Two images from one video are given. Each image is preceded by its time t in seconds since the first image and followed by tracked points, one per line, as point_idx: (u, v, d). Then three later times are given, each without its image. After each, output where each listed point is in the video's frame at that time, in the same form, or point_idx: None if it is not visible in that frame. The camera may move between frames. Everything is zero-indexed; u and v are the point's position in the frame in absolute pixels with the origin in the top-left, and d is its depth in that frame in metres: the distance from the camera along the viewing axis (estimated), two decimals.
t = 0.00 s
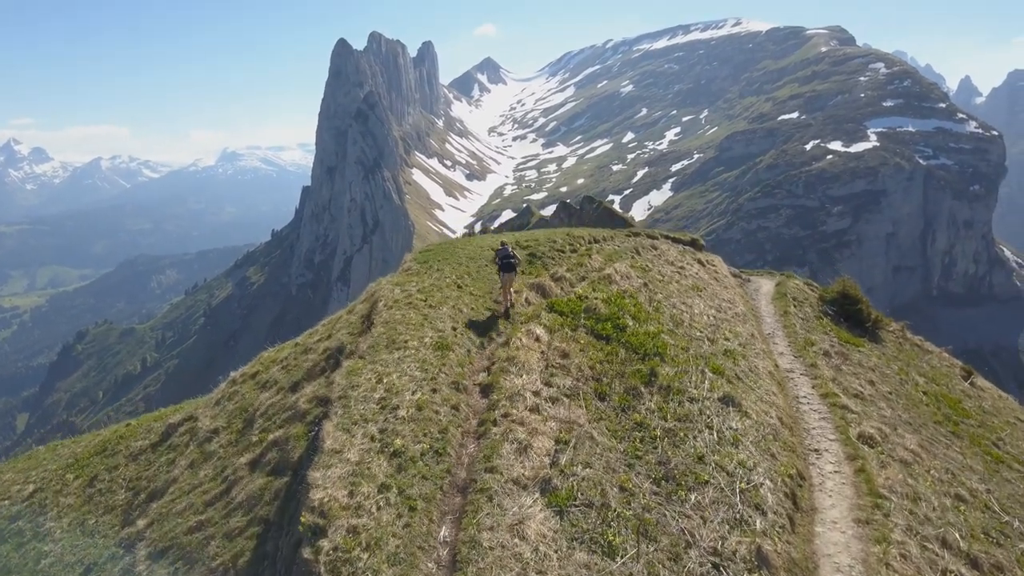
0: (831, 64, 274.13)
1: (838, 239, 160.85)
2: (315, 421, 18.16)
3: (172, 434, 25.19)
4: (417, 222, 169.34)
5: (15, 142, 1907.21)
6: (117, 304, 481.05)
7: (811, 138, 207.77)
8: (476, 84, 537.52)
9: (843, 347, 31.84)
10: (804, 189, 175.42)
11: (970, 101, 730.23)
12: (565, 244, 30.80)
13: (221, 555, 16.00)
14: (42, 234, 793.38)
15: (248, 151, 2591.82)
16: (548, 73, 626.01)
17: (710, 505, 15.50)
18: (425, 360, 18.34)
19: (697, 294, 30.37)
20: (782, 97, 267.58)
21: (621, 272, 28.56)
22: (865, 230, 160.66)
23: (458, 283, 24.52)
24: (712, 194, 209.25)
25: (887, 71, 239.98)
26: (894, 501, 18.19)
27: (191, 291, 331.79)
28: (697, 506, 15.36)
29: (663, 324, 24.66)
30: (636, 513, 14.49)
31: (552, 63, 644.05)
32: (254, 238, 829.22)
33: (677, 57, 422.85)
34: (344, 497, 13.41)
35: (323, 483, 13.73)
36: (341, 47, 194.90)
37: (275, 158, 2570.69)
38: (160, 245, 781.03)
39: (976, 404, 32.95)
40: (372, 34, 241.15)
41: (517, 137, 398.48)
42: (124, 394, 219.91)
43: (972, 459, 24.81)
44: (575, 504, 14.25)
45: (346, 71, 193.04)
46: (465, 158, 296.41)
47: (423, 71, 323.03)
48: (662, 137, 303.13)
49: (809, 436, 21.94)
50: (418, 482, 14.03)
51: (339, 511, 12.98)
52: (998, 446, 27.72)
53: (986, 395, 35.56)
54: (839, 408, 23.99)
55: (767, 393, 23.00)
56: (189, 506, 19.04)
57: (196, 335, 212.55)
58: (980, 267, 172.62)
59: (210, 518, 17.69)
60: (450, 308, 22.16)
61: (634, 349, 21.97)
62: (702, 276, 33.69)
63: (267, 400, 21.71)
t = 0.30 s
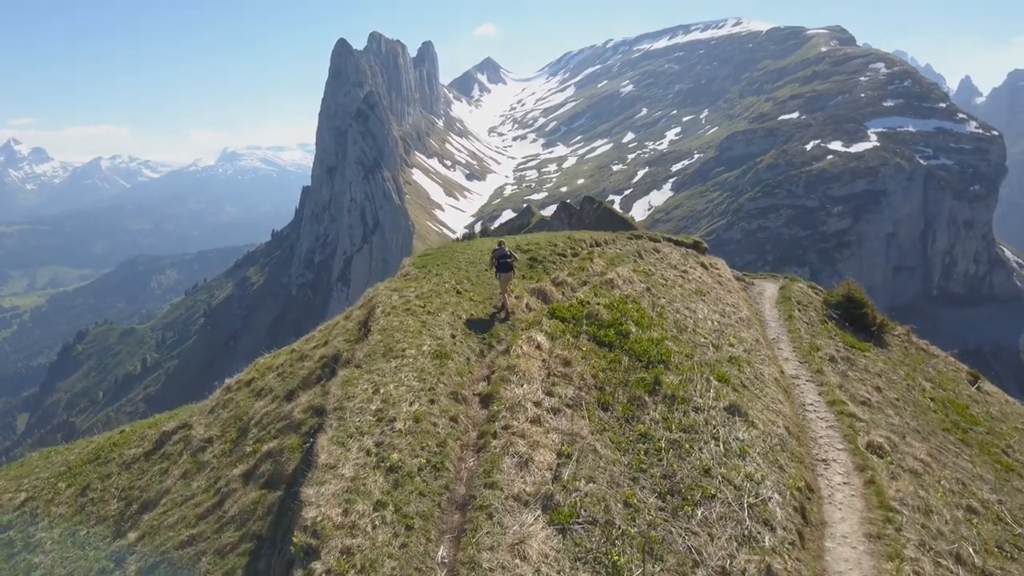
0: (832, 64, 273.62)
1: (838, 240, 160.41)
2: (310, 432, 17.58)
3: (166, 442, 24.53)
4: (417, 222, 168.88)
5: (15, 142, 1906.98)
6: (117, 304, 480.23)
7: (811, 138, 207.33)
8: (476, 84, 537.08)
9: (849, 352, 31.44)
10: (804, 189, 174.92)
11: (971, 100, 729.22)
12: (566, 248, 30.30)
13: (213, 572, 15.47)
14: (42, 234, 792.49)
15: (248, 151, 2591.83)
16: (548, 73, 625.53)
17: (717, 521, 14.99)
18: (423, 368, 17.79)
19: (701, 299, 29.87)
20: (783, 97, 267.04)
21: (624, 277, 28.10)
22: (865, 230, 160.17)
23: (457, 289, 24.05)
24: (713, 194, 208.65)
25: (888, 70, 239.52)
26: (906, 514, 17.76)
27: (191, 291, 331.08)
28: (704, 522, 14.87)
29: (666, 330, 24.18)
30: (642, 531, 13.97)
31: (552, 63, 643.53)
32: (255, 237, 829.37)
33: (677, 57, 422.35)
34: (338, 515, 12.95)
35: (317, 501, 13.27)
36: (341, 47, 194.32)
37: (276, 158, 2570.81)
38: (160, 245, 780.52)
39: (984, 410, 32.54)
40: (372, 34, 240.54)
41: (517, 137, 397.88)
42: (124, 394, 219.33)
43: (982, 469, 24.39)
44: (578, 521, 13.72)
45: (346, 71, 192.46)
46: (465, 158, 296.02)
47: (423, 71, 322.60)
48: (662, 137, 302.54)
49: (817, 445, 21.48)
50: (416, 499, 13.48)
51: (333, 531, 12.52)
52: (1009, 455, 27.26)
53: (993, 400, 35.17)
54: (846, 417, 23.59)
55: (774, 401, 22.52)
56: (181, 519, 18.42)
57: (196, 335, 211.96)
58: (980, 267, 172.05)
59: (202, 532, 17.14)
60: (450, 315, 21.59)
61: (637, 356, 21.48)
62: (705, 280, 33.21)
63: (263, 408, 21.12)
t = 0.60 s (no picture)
0: (833, 66, 273.18)
1: (840, 241, 159.61)
2: (305, 446, 17.03)
3: (159, 453, 23.90)
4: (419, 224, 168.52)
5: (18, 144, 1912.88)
6: (119, 306, 480.02)
7: (813, 139, 206.64)
8: (478, 86, 537.20)
9: (857, 360, 31.01)
10: (806, 191, 174.23)
11: (972, 101, 726.11)
12: (569, 253, 29.76)
13: None
14: (44, 236, 792.68)
15: (250, 152, 2591.77)
16: (550, 75, 625.20)
17: (727, 541, 14.43)
18: (422, 379, 17.26)
19: (707, 305, 29.29)
20: (784, 99, 266.70)
21: (628, 282, 27.62)
22: (868, 232, 159.47)
23: (458, 295, 23.59)
24: (715, 195, 207.90)
25: (889, 72, 239.11)
26: (921, 532, 17.26)
27: (193, 293, 330.56)
28: (713, 541, 14.31)
29: (672, 337, 23.65)
30: (649, 553, 13.39)
31: (553, 65, 643.93)
32: (257, 239, 829.97)
33: (678, 59, 422.20)
34: (332, 538, 12.41)
35: (310, 523, 12.71)
36: (342, 48, 193.95)
37: (277, 159, 2573.33)
38: (162, 246, 780.91)
39: (995, 418, 32.03)
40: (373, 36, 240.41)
41: (519, 139, 397.74)
42: (126, 396, 218.75)
43: (995, 482, 23.90)
44: (583, 544, 13.13)
45: (347, 73, 192.05)
46: (467, 159, 295.71)
47: (425, 73, 322.74)
48: (663, 139, 302.19)
49: (827, 457, 20.99)
50: (413, 521, 12.91)
51: (326, 556, 11.98)
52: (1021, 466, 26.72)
53: (1003, 407, 34.66)
54: (857, 427, 23.15)
55: (783, 412, 22.01)
56: (173, 535, 17.86)
57: (198, 336, 211.47)
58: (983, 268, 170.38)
59: (194, 549, 16.60)
60: (450, 323, 21.02)
61: (642, 365, 20.91)
62: (710, 285, 32.65)
63: (258, 418, 20.58)
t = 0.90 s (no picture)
0: (836, 68, 272.44)
1: (843, 244, 158.83)
2: (301, 461, 16.46)
3: (154, 464, 23.39)
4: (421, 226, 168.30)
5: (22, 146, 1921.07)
6: (122, 307, 480.65)
7: (816, 142, 205.83)
8: (481, 89, 537.65)
9: (867, 369, 30.40)
10: (809, 193, 173.54)
11: (976, 104, 722.33)
12: (573, 259, 29.17)
13: None
14: (48, 238, 793.97)
15: (253, 154, 2597.97)
16: (553, 77, 624.35)
17: (739, 564, 13.80)
18: (420, 393, 16.69)
19: (713, 312, 28.68)
20: (787, 101, 265.93)
21: (633, 289, 27.03)
22: (871, 234, 158.65)
23: (459, 304, 22.96)
24: (717, 198, 207.08)
25: (893, 74, 238.32)
26: (939, 552, 16.63)
27: (195, 295, 330.71)
28: (725, 564, 13.68)
29: (679, 347, 23.06)
30: None
31: (556, 67, 644.15)
32: (260, 241, 830.69)
33: (681, 61, 421.76)
34: (324, 564, 11.88)
35: (301, 548, 12.15)
36: (345, 50, 193.51)
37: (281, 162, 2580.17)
38: (165, 248, 782.31)
39: (1007, 427, 31.38)
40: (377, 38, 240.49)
41: (521, 141, 397.45)
42: (128, 398, 218.68)
43: (1011, 496, 23.24)
44: (589, 568, 12.54)
45: (350, 75, 191.73)
46: (469, 162, 295.51)
47: (428, 76, 322.86)
48: (666, 142, 301.52)
49: (839, 471, 20.38)
50: (410, 545, 12.31)
51: None
52: None
53: (1015, 416, 33.98)
54: (869, 440, 22.53)
55: (794, 424, 21.41)
56: (164, 553, 17.25)
57: (201, 339, 211.10)
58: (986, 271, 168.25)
59: (184, 569, 15.97)
60: (451, 333, 20.43)
61: (648, 376, 20.30)
62: (716, 292, 32.01)
63: (253, 431, 20.00)
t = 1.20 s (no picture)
0: (840, 70, 271.70)
1: (847, 246, 157.83)
2: (295, 477, 15.82)
3: (146, 476, 22.80)
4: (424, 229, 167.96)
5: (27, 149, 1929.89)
6: (125, 309, 481.33)
7: (819, 144, 204.99)
8: (484, 91, 538.21)
9: (877, 378, 29.73)
10: (812, 196, 172.69)
11: (980, 105, 719.34)
12: (576, 265, 28.53)
13: None
14: (51, 240, 795.61)
15: (256, 157, 2604.63)
16: (556, 79, 624.04)
17: None
18: (419, 406, 16.05)
19: (719, 320, 28.07)
20: (791, 103, 265.34)
21: (638, 296, 26.42)
22: (875, 236, 157.69)
23: (459, 311, 22.35)
24: (720, 200, 206.30)
25: (896, 76, 237.55)
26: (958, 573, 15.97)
27: (198, 297, 330.94)
28: None
29: (686, 356, 22.43)
30: None
31: (559, 70, 644.76)
32: (264, 244, 830.99)
33: (684, 63, 421.50)
34: None
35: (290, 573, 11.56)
36: (348, 53, 193.37)
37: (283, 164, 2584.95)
38: (169, 250, 783.96)
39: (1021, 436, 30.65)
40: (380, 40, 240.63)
41: (524, 143, 397.28)
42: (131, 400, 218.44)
43: None
44: None
45: (353, 78, 191.66)
46: (472, 164, 295.23)
47: (431, 78, 322.98)
48: (669, 144, 300.98)
49: (851, 485, 19.68)
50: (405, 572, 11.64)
51: None
52: None
53: None
54: (883, 452, 21.86)
55: (804, 436, 20.75)
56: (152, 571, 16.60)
57: (204, 340, 210.78)
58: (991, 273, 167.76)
59: None
60: (451, 342, 19.84)
61: (655, 388, 19.66)
62: (724, 298, 31.36)
63: (247, 443, 19.37)
